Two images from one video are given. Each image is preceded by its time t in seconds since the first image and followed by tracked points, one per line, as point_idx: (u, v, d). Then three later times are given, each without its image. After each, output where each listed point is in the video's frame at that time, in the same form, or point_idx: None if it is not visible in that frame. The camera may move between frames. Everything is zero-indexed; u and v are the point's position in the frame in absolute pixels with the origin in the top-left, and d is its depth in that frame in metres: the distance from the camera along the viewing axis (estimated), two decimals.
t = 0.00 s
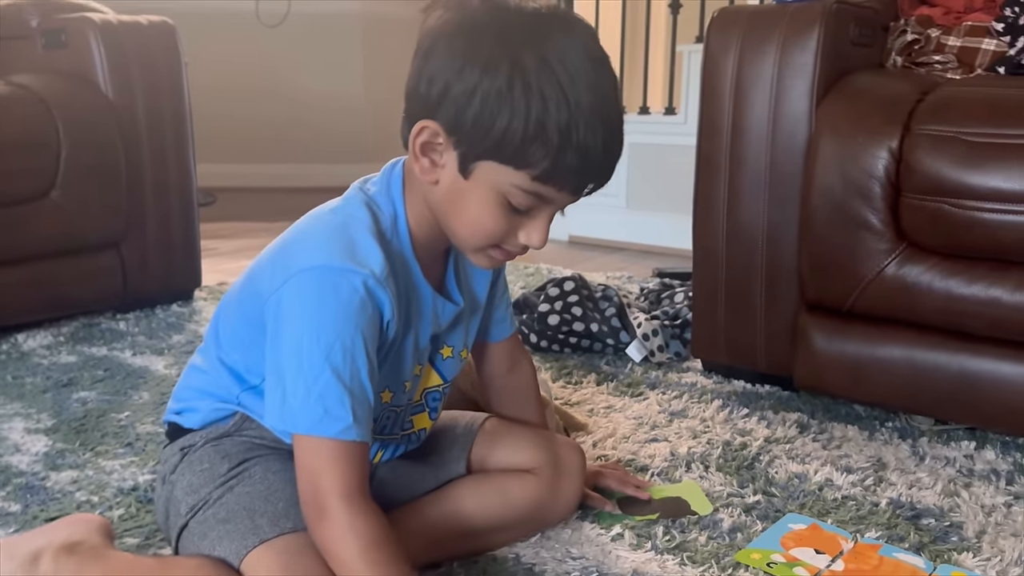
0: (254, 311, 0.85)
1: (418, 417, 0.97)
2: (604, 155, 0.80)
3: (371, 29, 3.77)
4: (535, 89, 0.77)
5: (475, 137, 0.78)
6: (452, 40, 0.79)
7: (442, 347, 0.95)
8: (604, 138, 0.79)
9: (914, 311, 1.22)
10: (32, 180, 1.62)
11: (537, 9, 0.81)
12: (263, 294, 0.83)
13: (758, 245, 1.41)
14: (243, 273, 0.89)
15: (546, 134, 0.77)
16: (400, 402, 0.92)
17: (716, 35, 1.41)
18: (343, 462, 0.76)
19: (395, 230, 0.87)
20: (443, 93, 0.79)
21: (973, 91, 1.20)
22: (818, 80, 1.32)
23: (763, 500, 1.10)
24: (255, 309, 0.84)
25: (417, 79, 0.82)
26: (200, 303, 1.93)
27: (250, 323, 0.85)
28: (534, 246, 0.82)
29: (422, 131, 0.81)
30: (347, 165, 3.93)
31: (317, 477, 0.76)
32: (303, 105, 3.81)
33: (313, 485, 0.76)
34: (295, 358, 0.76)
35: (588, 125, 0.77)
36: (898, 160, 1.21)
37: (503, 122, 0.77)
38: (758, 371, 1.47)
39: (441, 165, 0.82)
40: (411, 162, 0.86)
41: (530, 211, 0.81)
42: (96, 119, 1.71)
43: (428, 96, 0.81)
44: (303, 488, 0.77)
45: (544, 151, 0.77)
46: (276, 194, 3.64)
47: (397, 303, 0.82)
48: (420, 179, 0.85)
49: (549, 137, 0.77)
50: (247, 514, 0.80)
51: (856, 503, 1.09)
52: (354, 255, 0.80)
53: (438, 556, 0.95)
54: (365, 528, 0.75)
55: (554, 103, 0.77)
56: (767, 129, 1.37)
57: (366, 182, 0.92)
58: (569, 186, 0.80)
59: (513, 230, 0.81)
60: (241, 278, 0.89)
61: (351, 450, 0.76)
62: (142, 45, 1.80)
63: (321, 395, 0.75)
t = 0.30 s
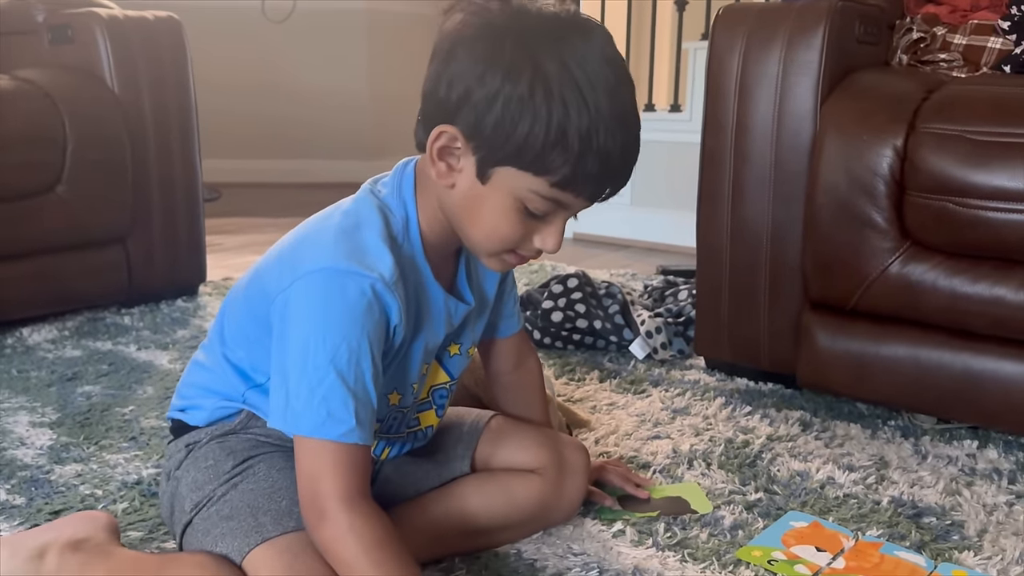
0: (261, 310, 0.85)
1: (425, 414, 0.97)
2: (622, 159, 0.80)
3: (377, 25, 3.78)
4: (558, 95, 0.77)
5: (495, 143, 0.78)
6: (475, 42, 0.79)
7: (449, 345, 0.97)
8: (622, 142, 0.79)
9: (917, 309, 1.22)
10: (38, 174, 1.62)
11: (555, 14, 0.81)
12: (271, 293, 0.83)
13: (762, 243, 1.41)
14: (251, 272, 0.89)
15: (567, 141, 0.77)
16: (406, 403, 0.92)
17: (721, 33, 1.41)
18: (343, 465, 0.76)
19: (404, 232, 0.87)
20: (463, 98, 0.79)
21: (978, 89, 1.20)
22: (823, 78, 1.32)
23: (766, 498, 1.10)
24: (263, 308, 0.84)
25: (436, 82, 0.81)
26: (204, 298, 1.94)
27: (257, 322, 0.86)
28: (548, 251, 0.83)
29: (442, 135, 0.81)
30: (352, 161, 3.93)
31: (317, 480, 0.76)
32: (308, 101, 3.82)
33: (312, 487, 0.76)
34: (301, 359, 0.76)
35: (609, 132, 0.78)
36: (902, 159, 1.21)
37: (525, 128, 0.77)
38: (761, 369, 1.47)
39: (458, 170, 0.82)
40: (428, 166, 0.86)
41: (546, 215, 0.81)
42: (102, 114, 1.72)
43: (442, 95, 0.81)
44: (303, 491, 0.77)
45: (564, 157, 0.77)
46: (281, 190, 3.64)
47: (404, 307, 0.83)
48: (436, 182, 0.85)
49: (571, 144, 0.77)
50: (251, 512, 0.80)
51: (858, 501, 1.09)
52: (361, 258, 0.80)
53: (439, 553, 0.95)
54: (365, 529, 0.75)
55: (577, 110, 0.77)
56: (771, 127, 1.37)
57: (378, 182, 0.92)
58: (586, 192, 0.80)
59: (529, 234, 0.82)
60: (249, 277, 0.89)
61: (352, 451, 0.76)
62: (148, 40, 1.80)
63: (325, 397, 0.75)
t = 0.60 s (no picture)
0: (278, 301, 0.85)
1: (441, 405, 0.97)
2: (627, 126, 0.80)
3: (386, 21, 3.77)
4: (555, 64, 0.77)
5: (497, 118, 0.78)
6: (469, 23, 0.80)
7: (466, 335, 0.97)
8: (625, 108, 0.79)
9: (931, 308, 1.21)
10: (51, 169, 1.63)
11: None
12: (288, 283, 0.83)
13: (775, 240, 1.40)
14: (267, 264, 0.90)
15: (567, 109, 0.77)
16: (423, 393, 0.92)
17: (735, 29, 1.40)
18: (362, 454, 0.76)
19: (419, 221, 0.87)
20: (463, 78, 0.80)
21: (993, 87, 1.19)
22: (837, 75, 1.32)
23: (778, 495, 1.10)
24: (280, 300, 0.85)
25: (436, 66, 0.82)
26: (216, 293, 1.94)
27: (274, 314, 0.86)
28: (561, 224, 0.82)
29: (445, 115, 0.81)
30: (362, 157, 3.93)
31: (337, 468, 0.76)
32: (317, 97, 3.82)
33: (332, 476, 0.77)
34: (319, 348, 0.76)
35: (610, 97, 0.78)
36: (917, 157, 1.20)
37: (524, 100, 0.77)
38: (773, 366, 1.46)
39: (464, 150, 0.82)
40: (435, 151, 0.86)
41: (557, 185, 0.81)
42: (114, 108, 1.72)
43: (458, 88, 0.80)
44: (323, 478, 0.77)
45: (566, 125, 0.77)
46: (291, 186, 3.64)
47: (422, 296, 0.83)
48: (444, 166, 0.85)
49: (571, 111, 0.77)
50: (269, 506, 0.81)
51: (871, 500, 1.09)
52: (378, 248, 0.80)
53: (454, 549, 0.96)
54: (384, 517, 0.76)
55: (575, 78, 0.77)
56: (785, 123, 1.37)
57: (390, 173, 0.92)
58: (593, 160, 0.80)
59: (541, 209, 0.82)
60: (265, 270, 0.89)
61: (371, 439, 0.77)
62: (161, 35, 1.81)
63: (344, 385, 0.76)
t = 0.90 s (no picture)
0: (302, 291, 0.90)
1: (460, 383, 1.00)
2: (584, 89, 0.83)
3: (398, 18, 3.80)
4: (504, 40, 0.83)
5: (461, 95, 0.84)
6: (435, 19, 0.87)
7: (478, 319, 1.00)
8: (579, 74, 0.83)
9: (939, 307, 1.24)
10: (75, 168, 1.66)
11: None
12: (311, 273, 0.88)
13: (786, 239, 1.43)
14: (290, 259, 0.94)
15: (520, 76, 0.82)
16: (443, 369, 0.96)
17: (747, 32, 1.43)
18: (395, 424, 0.82)
19: (428, 208, 0.92)
20: (430, 67, 0.86)
21: (1002, 90, 1.22)
22: (848, 78, 1.34)
23: (790, 489, 1.13)
24: (306, 288, 0.90)
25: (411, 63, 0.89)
26: (235, 290, 1.97)
27: (301, 303, 0.91)
28: (542, 191, 0.85)
29: (422, 103, 0.88)
30: (373, 154, 3.95)
31: (373, 436, 0.82)
32: (330, 95, 3.85)
33: (368, 443, 0.82)
34: (346, 328, 0.81)
35: (560, 65, 0.82)
36: (926, 158, 1.23)
37: (480, 75, 0.83)
38: (784, 363, 1.49)
39: (443, 134, 0.88)
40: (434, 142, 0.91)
41: (529, 155, 0.84)
42: (136, 108, 1.76)
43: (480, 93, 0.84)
44: (359, 445, 0.83)
45: (521, 91, 0.82)
46: (303, 183, 3.67)
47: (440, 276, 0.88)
48: (440, 154, 0.90)
49: (524, 78, 0.82)
50: (304, 493, 0.83)
51: (880, 494, 1.12)
52: (395, 234, 0.85)
53: (474, 537, 0.99)
54: (415, 485, 0.81)
55: (525, 50, 0.82)
56: (796, 124, 1.39)
57: (398, 168, 0.97)
58: (557, 125, 0.83)
59: (520, 179, 0.85)
60: (288, 264, 0.94)
61: (401, 410, 0.82)
62: (181, 36, 1.84)
63: (372, 360, 0.81)
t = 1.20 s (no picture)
0: (330, 278, 0.93)
1: (477, 366, 1.03)
2: (598, 84, 0.86)
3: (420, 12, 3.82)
4: (523, 37, 0.84)
5: (483, 91, 0.86)
6: (450, 14, 0.88)
7: (494, 305, 1.02)
8: (594, 68, 0.85)
9: (958, 297, 1.25)
10: (106, 161, 1.70)
11: None
12: (338, 261, 0.91)
13: (805, 229, 1.44)
14: (313, 249, 0.97)
15: (540, 73, 0.84)
16: (462, 353, 0.98)
17: (767, 25, 1.44)
18: (435, 401, 0.84)
19: (447, 199, 0.94)
20: (449, 63, 0.88)
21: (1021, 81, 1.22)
22: (867, 69, 1.35)
23: (808, 476, 1.14)
24: (331, 276, 0.93)
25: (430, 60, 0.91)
26: (261, 281, 2.01)
27: (327, 289, 0.94)
28: (559, 181, 0.88)
29: (443, 100, 0.89)
30: (393, 147, 3.98)
31: (413, 414, 0.84)
32: (351, 88, 3.88)
33: (409, 422, 0.84)
34: (375, 311, 0.84)
35: (576, 60, 0.85)
36: (945, 148, 1.24)
37: (501, 72, 0.84)
38: (802, 353, 1.50)
39: (463, 128, 0.89)
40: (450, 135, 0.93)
41: (548, 146, 0.87)
42: (165, 102, 1.79)
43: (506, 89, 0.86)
44: (400, 425, 0.85)
45: (541, 88, 0.84)
46: (323, 175, 3.70)
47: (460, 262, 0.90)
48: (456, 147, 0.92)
49: (544, 75, 0.83)
50: (334, 472, 0.86)
51: (898, 481, 1.13)
52: (416, 223, 0.88)
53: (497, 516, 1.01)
54: (454, 463, 0.82)
55: (543, 47, 0.84)
56: (815, 116, 1.40)
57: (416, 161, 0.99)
58: (575, 117, 0.86)
59: (538, 169, 0.88)
60: (312, 254, 0.97)
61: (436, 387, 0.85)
62: (208, 31, 1.87)
63: (405, 340, 0.83)
